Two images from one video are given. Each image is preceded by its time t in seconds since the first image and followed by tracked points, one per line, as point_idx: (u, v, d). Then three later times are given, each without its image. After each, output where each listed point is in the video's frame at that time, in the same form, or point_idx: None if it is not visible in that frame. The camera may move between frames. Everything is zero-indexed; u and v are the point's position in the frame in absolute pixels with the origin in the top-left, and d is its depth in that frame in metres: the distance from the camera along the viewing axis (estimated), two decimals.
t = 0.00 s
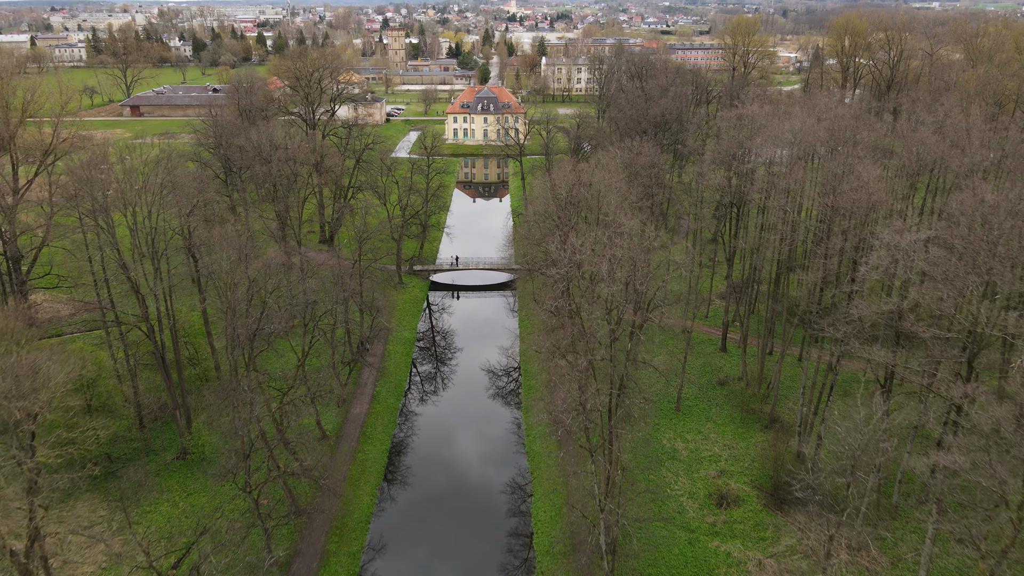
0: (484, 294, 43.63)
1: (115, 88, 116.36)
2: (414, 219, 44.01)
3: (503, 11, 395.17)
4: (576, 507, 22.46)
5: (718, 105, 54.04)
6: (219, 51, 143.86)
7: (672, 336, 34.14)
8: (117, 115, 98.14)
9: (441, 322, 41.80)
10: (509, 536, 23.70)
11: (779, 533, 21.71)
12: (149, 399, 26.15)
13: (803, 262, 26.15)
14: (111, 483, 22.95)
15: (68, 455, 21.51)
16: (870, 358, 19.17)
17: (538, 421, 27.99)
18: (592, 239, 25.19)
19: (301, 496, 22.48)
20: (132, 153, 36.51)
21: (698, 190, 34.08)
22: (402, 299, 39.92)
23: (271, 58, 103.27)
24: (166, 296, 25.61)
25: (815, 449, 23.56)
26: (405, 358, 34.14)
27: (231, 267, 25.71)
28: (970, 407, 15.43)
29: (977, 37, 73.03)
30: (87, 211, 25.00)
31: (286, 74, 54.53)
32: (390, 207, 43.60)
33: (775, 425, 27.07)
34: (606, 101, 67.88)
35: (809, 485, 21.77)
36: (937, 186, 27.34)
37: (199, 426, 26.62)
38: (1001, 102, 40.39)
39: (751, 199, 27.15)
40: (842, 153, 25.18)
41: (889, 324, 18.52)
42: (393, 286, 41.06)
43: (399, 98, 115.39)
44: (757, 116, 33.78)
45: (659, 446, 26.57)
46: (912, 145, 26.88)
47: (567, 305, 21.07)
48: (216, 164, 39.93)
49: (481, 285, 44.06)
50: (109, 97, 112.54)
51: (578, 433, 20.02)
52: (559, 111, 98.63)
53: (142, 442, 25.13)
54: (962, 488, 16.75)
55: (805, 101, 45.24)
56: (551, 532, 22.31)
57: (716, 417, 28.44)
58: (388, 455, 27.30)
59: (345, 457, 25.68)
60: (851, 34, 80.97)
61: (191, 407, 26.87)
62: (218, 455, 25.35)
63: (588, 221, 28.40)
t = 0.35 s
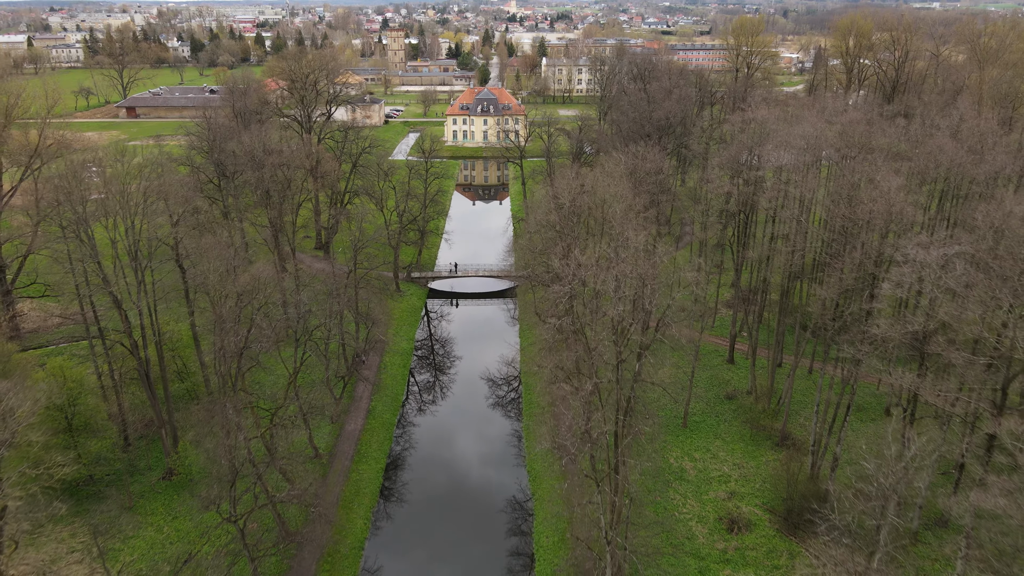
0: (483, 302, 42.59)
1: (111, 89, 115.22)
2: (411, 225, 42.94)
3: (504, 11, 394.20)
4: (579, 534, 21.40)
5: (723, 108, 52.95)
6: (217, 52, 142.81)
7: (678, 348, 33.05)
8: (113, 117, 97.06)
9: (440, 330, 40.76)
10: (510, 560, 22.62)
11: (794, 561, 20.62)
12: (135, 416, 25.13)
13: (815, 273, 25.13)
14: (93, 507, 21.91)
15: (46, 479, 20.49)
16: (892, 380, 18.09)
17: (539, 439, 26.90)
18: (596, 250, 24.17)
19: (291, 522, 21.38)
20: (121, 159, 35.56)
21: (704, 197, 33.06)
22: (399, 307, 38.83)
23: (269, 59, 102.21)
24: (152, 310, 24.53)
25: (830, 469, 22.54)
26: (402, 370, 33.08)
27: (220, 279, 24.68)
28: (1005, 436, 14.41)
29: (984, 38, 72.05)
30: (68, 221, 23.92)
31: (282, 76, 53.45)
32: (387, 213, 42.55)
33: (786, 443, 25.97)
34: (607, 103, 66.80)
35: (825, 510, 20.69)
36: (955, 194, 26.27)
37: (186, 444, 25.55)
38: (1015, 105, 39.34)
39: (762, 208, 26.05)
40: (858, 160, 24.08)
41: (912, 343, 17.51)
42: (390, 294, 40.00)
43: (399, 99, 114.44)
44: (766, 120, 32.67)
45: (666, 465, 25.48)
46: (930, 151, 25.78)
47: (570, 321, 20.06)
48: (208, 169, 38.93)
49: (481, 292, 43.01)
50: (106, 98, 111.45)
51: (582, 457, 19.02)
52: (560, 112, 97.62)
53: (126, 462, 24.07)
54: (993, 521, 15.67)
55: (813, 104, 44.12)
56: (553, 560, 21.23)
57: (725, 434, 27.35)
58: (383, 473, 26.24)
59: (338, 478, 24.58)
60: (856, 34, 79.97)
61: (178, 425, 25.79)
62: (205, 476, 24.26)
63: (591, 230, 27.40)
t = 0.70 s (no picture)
0: (483, 310, 41.59)
1: (107, 90, 113.90)
2: (409, 231, 41.81)
3: (504, 11, 393.22)
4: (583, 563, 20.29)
5: (728, 111, 51.82)
6: (215, 52, 141.84)
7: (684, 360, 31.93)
8: (108, 119, 95.88)
9: (438, 339, 39.71)
10: None
11: None
12: (119, 434, 24.08)
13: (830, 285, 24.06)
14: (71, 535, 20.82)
15: (20, 507, 19.41)
16: (920, 405, 16.93)
17: (540, 458, 25.77)
18: (601, 262, 23.10)
19: (279, 551, 20.25)
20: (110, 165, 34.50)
21: (712, 204, 31.96)
22: (396, 316, 37.73)
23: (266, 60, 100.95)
24: (134, 324, 23.40)
25: (847, 494, 21.42)
26: (398, 382, 31.92)
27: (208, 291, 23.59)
28: None
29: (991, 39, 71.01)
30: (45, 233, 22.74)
31: (277, 78, 52.33)
32: (384, 219, 41.44)
33: (799, 462, 24.85)
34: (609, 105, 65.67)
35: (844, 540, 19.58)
36: (976, 203, 25.16)
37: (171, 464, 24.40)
38: None
39: (775, 217, 24.87)
40: (875, 169, 22.96)
41: (940, 367, 16.40)
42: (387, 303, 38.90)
43: (398, 100, 113.18)
44: (776, 125, 31.51)
45: (674, 485, 24.36)
46: (950, 158, 24.65)
47: (575, 339, 18.98)
48: (200, 175, 37.85)
49: (480, 300, 41.98)
50: (101, 99, 110.15)
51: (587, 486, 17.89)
52: (561, 114, 96.55)
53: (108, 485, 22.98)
54: None
55: (821, 107, 43.01)
56: None
57: (734, 452, 26.23)
58: (379, 492, 25.16)
59: (330, 501, 23.46)
60: (861, 35, 78.91)
61: (163, 444, 24.64)
62: (190, 499, 23.12)
63: (596, 240, 26.33)
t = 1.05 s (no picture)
0: (482, 318, 40.55)
1: (102, 90, 112.56)
2: (406, 238, 40.70)
3: (503, 10, 392.66)
4: None
5: (733, 115, 50.72)
6: (213, 52, 140.84)
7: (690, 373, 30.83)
8: (103, 120, 94.62)
9: (436, 349, 38.57)
10: None
11: None
12: (102, 453, 23.00)
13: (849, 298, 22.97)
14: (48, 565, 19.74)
15: None
16: (949, 434, 15.83)
17: (542, 478, 24.69)
18: (607, 275, 21.98)
19: None
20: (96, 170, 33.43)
21: (720, 211, 30.86)
22: (393, 325, 36.64)
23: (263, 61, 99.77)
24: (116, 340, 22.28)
25: (866, 520, 20.32)
26: (394, 395, 30.79)
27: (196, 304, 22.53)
28: None
29: (998, 39, 69.99)
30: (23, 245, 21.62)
31: (272, 80, 51.16)
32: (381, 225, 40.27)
33: (812, 483, 23.77)
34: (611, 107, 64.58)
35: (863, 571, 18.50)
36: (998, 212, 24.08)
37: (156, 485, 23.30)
38: None
39: (789, 227, 23.76)
40: (895, 177, 21.84)
41: (973, 393, 15.30)
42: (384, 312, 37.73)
43: (397, 101, 112.07)
44: (786, 130, 30.40)
45: (682, 508, 23.26)
46: (973, 165, 23.55)
47: (581, 361, 17.88)
48: (191, 180, 36.71)
49: (479, 308, 40.96)
50: (96, 100, 108.83)
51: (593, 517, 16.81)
52: (562, 115, 95.54)
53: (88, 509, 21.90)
54: None
55: (829, 110, 41.94)
56: None
57: (744, 471, 25.13)
58: (373, 513, 24.04)
59: (322, 524, 22.37)
60: (866, 35, 77.86)
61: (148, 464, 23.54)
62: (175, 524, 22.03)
63: (601, 251, 25.21)
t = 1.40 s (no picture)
0: (481, 327, 39.50)
1: (98, 91, 111.26)
2: (404, 245, 39.60)
3: (503, 11, 391.48)
4: None
5: (738, 118, 49.57)
6: (211, 53, 139.92)
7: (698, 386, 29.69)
8: (98, 121, 93.51)
9: (435, 358, 37.52)
10: None
11: None
12: (82, 475, 21.95)
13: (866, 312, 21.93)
14: None
15: None
16: (984, 465, 14.71)
17: (545, 501, 23.57)
18: (613, 289, 20.91)
19: None
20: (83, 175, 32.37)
21: (728, 219, 29.77)
22: (389, 336, 35.55)
23: (260, 62, 98.71)
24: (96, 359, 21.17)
25: (886, 550, 19.24)
26: (391, 410, 29.69)
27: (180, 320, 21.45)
28: None
29: (1005, 41, 68.99)
30: None
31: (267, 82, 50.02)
32: (377, 231, 39.14)
33: (827, 506, 22.71)
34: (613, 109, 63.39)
35: None
36: None
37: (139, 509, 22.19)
38: None
39: (804, 239, 22.65)
40: (916, 187, 20.73)
41: (1012, 423, 14.16)
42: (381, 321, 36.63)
43: (396, 102, 111.01)
44: (798, 136, 29.26)
45: (691, 534, 22.15)
46: (997, 174, 22.42)
47: (587, 385, 16.82)
48: (182, 186, 35.65)
49: (478, 316, 39.93)
50: (92, 101, 107.75)
51: (599, 555, 15.69)
52: (562, 117, 94.46)
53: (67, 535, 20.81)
54: None
55: (839, 114, 40.83)
56: None
57: (755, 492, 24.02)
58: (368, 536, 22.99)
59: (313, 550, 21.28)
60: (871, 36, 76.73)
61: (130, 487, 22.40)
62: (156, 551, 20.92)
63: (606, 263, 24.13)
